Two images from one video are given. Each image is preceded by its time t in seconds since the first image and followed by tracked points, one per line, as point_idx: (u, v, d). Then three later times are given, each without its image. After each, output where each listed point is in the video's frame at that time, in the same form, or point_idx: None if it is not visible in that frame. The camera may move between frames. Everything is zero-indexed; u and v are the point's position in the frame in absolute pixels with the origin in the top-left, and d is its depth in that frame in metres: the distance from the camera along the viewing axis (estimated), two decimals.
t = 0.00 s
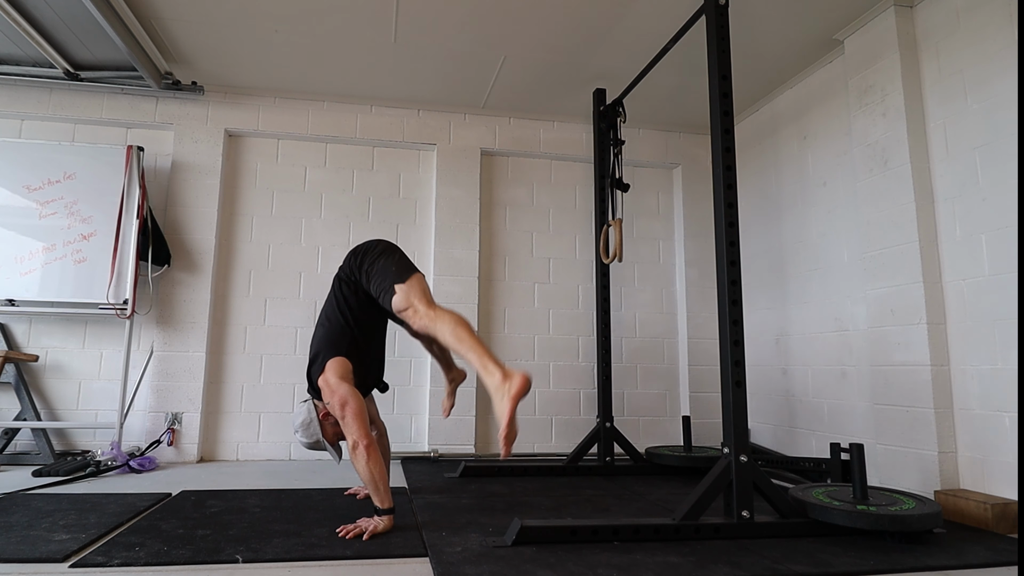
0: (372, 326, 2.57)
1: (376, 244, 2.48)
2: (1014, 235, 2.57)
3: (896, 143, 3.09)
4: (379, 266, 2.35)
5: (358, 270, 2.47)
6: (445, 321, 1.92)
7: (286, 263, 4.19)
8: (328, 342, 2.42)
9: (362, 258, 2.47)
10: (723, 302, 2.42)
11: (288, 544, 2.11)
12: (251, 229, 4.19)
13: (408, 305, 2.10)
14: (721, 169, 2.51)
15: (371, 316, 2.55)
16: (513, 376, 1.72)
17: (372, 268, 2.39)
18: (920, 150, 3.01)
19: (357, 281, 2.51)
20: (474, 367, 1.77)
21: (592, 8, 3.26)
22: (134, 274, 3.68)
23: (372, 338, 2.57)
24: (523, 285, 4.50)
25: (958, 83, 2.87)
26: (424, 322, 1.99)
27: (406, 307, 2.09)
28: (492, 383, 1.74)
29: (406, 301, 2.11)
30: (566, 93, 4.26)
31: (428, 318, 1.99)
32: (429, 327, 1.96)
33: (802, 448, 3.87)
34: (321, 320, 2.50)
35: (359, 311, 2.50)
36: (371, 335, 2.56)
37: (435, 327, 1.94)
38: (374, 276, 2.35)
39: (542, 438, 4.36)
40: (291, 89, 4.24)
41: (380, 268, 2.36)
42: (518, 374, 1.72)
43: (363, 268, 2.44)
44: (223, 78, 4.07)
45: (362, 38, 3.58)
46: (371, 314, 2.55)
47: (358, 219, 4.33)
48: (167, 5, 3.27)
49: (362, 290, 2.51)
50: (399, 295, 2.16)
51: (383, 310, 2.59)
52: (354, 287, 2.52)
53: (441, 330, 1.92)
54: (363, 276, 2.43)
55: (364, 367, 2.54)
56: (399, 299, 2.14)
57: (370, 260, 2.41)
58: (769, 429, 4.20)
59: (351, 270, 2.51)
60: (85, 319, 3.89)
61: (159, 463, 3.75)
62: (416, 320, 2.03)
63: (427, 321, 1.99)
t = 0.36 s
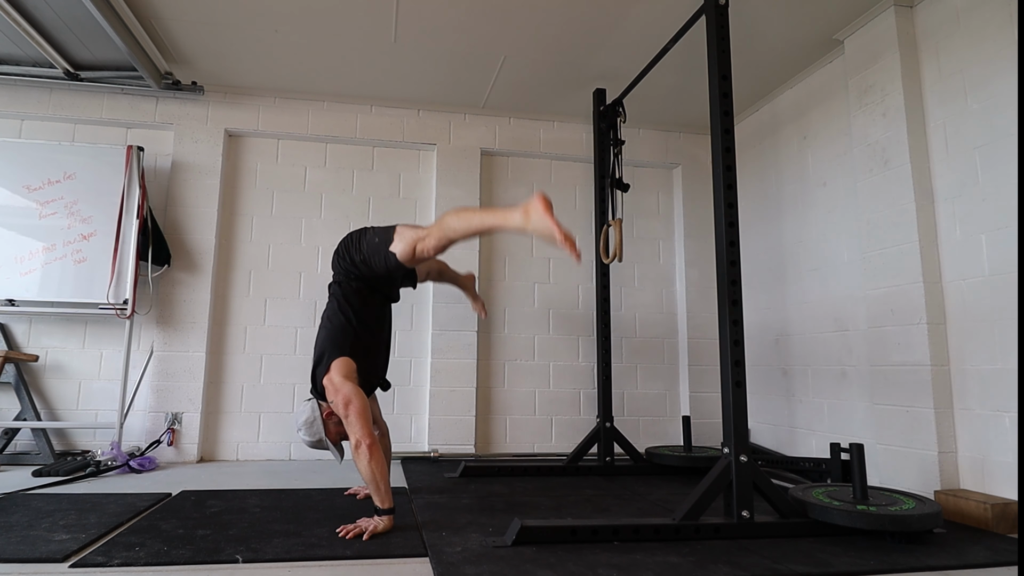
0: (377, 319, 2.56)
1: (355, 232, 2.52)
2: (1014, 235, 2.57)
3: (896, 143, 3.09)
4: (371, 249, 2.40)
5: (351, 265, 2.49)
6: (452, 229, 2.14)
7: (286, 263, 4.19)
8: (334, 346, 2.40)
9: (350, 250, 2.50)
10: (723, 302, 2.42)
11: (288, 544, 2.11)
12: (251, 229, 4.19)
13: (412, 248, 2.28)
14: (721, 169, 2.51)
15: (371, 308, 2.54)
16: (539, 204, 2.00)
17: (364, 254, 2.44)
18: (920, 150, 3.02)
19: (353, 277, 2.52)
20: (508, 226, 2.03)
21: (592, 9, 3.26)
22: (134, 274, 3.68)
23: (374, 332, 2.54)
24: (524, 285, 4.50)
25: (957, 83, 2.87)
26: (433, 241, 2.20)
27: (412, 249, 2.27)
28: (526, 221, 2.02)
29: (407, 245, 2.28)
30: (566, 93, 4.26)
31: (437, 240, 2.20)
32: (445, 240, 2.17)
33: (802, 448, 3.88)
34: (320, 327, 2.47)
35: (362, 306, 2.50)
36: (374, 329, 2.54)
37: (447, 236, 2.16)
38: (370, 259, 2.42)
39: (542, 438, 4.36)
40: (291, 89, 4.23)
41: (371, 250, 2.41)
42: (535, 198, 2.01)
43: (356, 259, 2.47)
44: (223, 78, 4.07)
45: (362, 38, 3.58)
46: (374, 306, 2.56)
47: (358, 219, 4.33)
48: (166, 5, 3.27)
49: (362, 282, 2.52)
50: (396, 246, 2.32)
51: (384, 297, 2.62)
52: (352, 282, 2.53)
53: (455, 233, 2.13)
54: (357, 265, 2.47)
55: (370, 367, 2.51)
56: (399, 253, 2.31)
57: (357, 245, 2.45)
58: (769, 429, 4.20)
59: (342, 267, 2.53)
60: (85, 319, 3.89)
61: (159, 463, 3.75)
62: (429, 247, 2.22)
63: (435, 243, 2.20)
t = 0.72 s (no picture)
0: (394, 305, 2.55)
1: (352, 228, 2.55)
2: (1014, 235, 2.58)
3: (896, 143, 3.09)
4: (378, 230, 2.44)
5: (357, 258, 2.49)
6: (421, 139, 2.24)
7: (286, 263, 4.19)
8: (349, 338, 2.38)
9: (354, 244, 2.52)
10: (723, 302, 2.42)
11: (288, 544, 2.11)
12: (251, 229, 4.19)
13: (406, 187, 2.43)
14: (721, 169, 2.51)
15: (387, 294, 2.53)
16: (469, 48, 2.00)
17: (371, 242, 2.46)
18: (920, 150, 3.02)
19: (364, 269, 2.51)
20: (459, 84, 2.05)
21: (592, 8, 3.26)
22: (134, 273, 3.68)
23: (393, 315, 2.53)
24: (524, 285, 4.50)
25: (958, 83, 2.87)
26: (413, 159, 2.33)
27: (409, 186, 2.42)
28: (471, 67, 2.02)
29: (402, 188, 2.43)
30: (566, 93, 4.26)
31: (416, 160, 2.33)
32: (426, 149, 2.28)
33: (802, 448, 3.88)
34: (333, 326, 2.44)
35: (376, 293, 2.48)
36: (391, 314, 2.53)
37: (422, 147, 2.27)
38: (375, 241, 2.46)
39: (542, 438, 4.36)
40: (291, 89, 4.23)
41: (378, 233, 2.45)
42: (457, 44, 2.02)
43: (364, 250, 2.48)
44: (223, 78, 4.07)
45: (362, 38, 3.58)
46: (389, 294, 2.54)
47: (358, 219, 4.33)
48: (167, 5, 3.27)
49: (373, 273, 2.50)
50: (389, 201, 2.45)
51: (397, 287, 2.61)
52: (363, 273, 2.50)
53: (422, 138, 2.22)
54: (365, 251, 2.48)
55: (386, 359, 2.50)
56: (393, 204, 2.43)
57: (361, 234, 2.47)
58: (769, 429, 4.20)
59: (349, 263, 2.52)
60: (85, 319, 3.89)
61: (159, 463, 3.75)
62: (418, 168, 2.37)
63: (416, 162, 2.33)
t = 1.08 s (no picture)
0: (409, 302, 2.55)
1: (362, 223, 2.55)
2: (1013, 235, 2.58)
3: (896, 143, 3.09)
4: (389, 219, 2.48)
5: (370, 253, 2.48)
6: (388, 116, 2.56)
7: (286, 263, 4.19)
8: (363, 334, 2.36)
9: (366, 239, 2.50)
10: (723, 302, 2.42)
11: (288, 544, 2.11)
12: (251, 229, 4.19)
13: (396, 162, 2.59)
14: (721, 169, 2.51)
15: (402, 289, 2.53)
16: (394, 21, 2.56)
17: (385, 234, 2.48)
18: (920, 150, 3.01)
19: (379, 264, 2.49)
20: (400, 52, 2.56)
21: (591, 8, 3.26)
22: (134, 274, 3.68)
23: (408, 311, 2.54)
24: (524, 285, 4.50)
25: (958, 83, 2.87)
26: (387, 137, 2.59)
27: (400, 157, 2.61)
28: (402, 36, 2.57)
29: (396, 162, 2.60)
30: (566, 93, 4.26)
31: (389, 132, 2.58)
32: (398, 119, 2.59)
33: (802, 448, 3.88)
34: (348, 324, 2.40)
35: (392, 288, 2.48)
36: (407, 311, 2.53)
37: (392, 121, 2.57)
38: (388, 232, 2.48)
39: (542, 438, 4.36)
40: (291, 89, 4.23)
41: (391, 223, 2.49)
42: (379, 34, 2.58)
43: (378, 245, 2.48)
44: (223, 78, 4.07)
45: (361, 38, 3.58)
46: (405, 290, 2.54)
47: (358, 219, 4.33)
48: (167, 5, 3.27)
49: (387, 269, 2.49)
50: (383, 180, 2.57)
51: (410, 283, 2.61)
52: (378, 267, 2.49)
53: (389, 108, 2.55)
54: (379, 245, 2.48)
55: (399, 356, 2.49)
56: (392, 178, 2.57)
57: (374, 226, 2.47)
58: (769, 429, 4.20)
59: (362, 259, 2.50)
60: (85, 318, 3.89)
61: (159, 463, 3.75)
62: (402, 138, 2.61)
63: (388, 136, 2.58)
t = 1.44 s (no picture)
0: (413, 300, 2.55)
1: (363, 224, 2.55)
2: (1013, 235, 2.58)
3: (896, 143, 3.09)
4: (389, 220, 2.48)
5: (372, 253, 2.48)
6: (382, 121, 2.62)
7: (286, 263, 4.19)
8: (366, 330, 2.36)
9: (367, 239, 2.50)
10: (723, 302, 2.42)
11: (288, 544, 2.11)
12: (251, 229, 4.19)
13: (395, 163, 2.61)
14: (721, 168, 2.51)
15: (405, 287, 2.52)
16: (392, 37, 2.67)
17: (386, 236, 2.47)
18: (920, 150, 3.02)
19: (381, 263, 2.48)
20: (396, 66, 2.67)
21: (592, 8, 3.26)
22: (134, 274, 3.68)
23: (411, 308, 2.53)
24: (523, 285, 4.50)
25: (957, 83, 2.87)
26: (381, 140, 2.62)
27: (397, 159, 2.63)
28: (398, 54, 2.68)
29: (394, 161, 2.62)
30: (566, 93, 4.26)
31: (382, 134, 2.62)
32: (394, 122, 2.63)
33: (802, 448, 3.88)
34: (352, 324, 2.40)
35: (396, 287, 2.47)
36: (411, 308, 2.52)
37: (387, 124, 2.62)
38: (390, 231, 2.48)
39: (542, 439, 4.36)
40: (291, 89, 4.24)
41: (393, 221, 2.49)
42: (375, 55, 2.70)
43: (380, 244, 2.48)
44: (223, 78, 4.07)
45: (361, 38, 3.58)
46: (408, 289, 2.53)
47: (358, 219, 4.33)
48: (167, 5, 3.27)
49: (389, 268, 2.49)
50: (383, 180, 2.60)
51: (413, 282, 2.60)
52: (381, 266, 2.48)
53: (384, 114, 2.62)
54: (382, 243, 2.48)
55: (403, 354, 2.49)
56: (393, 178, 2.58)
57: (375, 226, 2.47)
58: (769, 429, 4.20)
59: (364, 259, 2.50)
60: (85, 319, 3.89)
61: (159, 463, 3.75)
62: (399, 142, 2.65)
63: (383, 140, 2.62)
